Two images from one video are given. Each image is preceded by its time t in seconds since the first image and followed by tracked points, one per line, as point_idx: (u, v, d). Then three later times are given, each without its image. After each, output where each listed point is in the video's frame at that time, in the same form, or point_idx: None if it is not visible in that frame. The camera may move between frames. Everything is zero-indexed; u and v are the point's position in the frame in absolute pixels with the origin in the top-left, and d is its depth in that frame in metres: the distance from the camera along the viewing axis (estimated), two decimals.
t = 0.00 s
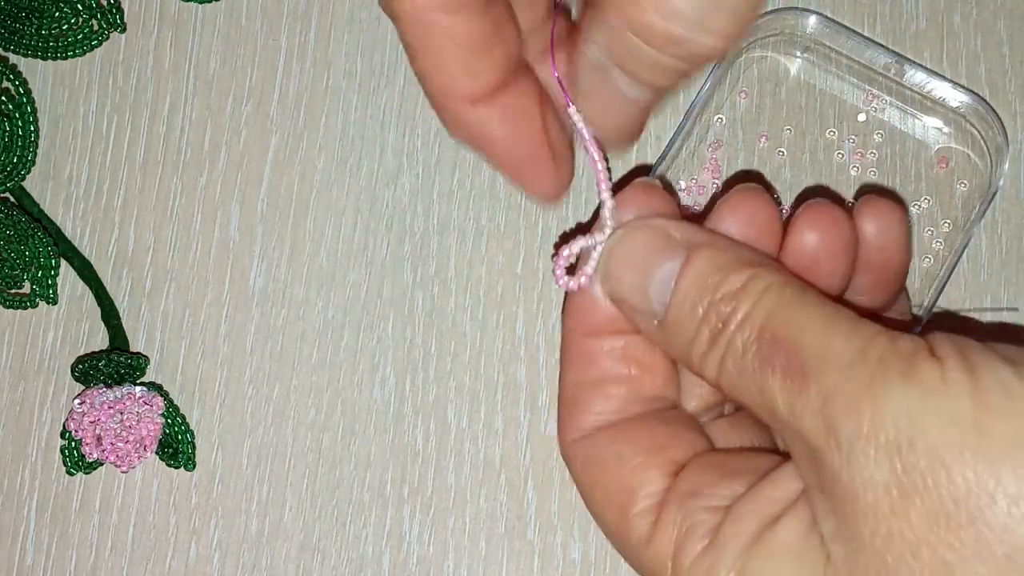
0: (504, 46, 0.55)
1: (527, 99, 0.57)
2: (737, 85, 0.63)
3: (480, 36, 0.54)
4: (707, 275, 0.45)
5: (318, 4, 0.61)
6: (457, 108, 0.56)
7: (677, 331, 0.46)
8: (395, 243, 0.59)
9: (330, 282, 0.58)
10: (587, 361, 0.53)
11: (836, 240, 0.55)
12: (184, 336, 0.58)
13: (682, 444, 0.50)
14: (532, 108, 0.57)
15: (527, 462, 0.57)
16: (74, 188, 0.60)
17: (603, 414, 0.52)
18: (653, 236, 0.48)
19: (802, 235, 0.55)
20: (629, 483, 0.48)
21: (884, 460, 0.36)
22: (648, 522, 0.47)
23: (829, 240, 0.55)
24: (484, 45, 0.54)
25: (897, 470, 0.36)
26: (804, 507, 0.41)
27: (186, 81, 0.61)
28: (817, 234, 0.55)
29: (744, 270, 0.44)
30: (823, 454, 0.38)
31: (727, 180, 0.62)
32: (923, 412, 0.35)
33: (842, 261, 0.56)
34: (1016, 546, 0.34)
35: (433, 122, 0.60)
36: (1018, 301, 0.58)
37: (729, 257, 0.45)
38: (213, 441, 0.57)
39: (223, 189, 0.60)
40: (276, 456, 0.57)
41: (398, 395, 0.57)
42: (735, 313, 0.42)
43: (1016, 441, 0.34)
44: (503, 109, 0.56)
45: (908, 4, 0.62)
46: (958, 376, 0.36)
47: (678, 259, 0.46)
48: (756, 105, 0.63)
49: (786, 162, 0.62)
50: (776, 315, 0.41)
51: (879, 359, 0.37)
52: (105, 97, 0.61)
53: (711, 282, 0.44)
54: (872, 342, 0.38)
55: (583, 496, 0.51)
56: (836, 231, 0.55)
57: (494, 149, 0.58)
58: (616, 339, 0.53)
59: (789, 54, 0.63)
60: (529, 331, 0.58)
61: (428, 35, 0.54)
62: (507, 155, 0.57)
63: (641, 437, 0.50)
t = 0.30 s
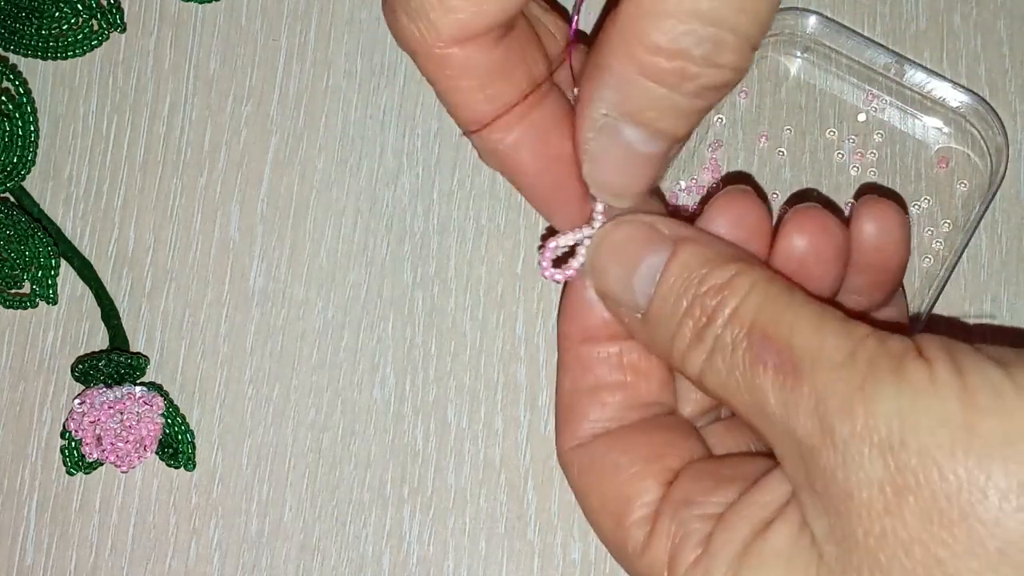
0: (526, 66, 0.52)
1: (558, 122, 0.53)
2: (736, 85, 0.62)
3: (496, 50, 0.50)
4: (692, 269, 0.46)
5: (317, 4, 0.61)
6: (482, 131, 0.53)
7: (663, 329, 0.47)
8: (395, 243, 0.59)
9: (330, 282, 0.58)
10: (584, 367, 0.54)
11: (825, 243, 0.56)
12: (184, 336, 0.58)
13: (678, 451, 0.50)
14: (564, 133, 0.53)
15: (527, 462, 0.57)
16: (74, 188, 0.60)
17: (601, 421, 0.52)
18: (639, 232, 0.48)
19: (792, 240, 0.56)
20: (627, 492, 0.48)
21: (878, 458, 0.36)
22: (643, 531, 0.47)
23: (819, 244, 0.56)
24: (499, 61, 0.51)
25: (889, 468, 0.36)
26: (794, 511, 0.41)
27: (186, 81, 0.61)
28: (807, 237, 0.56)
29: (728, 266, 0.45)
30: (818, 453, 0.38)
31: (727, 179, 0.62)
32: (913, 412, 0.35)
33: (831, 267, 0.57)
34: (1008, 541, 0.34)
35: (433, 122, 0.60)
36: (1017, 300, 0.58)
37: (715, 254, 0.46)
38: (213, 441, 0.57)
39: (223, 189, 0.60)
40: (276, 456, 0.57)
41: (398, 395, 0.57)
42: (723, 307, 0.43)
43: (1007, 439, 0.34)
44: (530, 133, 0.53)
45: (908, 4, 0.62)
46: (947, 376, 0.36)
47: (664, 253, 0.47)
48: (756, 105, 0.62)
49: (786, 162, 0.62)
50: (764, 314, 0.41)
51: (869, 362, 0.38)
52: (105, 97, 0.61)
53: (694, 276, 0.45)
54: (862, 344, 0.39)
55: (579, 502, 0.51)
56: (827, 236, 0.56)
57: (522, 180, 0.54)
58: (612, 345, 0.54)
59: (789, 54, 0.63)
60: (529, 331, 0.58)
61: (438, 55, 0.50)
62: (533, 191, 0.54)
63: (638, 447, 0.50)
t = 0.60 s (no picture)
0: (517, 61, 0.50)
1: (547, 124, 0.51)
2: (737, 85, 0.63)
3: (490, 37, 0.49)
4: (685, 277, 0.45)
5: (317, 4, 0.61)
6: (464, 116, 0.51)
7: (660, 340, 0.46)
8: (395, 243, 0.59)
9: (330, 282, 0.58)
10: (582, 380, 0.53)
11: (818, 245, 0.54)
12: (184, 336, 0.58)
13: (681, 456, 0.50)
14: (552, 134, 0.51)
15: (527, 462, 0.57)
16: (74, 188, 0.60)
17: (600, 433, 0.52)
18: (644, 245, 0.50)
19: (783, 249, 0.54)
20: (631, 500, 0.48)
21: (891, 473, 0.35)
22: (652, 537, 0.47)
23: (810, 249, 0.54)
24: (492, 47, 0.49)
25: (903, 482, 0.35)
26: (807, 519, 0.41)
27: (186, 81, 0.61)
28: (798, 244, 0.54)
29: (723, 271, 0.44)
30: (830, 468, 0.37)
31: (727, 179, 0.62)
32: (924, 424, 0.34)
33: (824, 272, 0.54)
34: None
35: (433, 122, 0.60)
36: (1017, 300, 0.59)
37: (710, 262, 0.46)
38: (213, 441, 0.57)
39: (223, 189, 0.60)
40: (276, 456, 0.57)
41: (398, 395, 0.57)
42: (715, 316, 0.42)
43: (1018, 448, 0.33)
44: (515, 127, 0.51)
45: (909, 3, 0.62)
46: (954, 384, 0.35)
47: (665, 261, 0.48)
48: (756, 105, 0.62)
49: (786, 161, 0.62)
50: (763, 323, 0.40)
51: (874, 369, 0.37)
52: (105, 97, 0.61)
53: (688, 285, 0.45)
54: (865, 351, 0.37)
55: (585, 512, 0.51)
56: (817, 244, 0.54)
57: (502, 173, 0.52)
58: (608, 356, 0.53)
59: (789, 55, 0.63)
60: (528, 331, 0.58)
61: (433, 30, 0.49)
62: (512, 185, 0.53)
63: (638, 453, 0.50)
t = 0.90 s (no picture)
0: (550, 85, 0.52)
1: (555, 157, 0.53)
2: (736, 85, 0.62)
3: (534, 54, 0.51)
4: (695, 285, 0.46)
5: (317, 4, 0.61)
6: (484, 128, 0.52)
7: (669, 348, 0.46)
8: (395, 243, 0.59)
9: (330, 282, 0.58)
10: (593, 385, 0.54)
11: (844, 269, 0.53)
12: (184, 336, 0.58)
13: (692, 464, 0.50)
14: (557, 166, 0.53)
15: (527, 462, 0.57)
16: (74, 188, 0.60)
17: (613, 440, 0.52)
18: (658, 254, 0.50)
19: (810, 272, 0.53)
20: (644, 507, 0.49)
21: (905, 480, 0.35)
22: (663, 545, 0.48)
23: (835, 273, 0.53)
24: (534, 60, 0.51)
25: (918, 489, 0.35)
26: (819, 530, 0.41)
27: (186, 81, 0.61)
28: (825, 267, 0.53)
29: (729, 279, 0.44)
30: (843, 476, 0.38)
31: (727, 180, 0.61)
32: (937, 432, 0.35)
33: (849, 297, 0.54)
34: None
35: (433, 122, 0.60)
36: (1017, 300, 0.59)
37: (715, 270, 0.46)
38: (213, 441, 0.57)
39: (223, 189, 0.60)
40: (276, 456, 0.57)
41: (398, 395, 0.57)
42: (723, 325, 0.43)
43: None
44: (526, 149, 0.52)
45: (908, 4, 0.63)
46: (967, 390, 0.35)
47: (674, 271, 0.48)
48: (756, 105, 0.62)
49: (786, 161, 0.61)
50: (771, 333, 0.41)
51: (886, 377, 0.37)
52: (105, 97, 0.61)
53: (693, 293, 0.45)
54: (876, 359, 0.38)
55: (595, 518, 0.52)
56: (844, 269, 0.53)
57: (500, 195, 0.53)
58: (622, 364, 0.53)
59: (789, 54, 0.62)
60: (529, 331, 0.58)
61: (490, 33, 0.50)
62: (507, 207, 0.53)
63: (650, 461, 0.50)
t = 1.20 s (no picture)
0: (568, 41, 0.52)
1: (580, 112, 0.53)
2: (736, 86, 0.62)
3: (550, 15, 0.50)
4: (728, 270, 0.45)
5: (318, 4, 0.61)
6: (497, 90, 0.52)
7: (697, 334, 0.46)
8: (395, 243, 0.59)
9: (330, 282, 0.58)
10: (604, 376, 0.52)
11: (858, 264, 0.53)
12: (184, 336, 0.58)
13: (708, 456, 0.48)
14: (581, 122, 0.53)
15: (527, 462, 0.57)
16: (74, 188, 0.60)
17: (624, 433, 0.50)
18: (670, 237, 0.48)
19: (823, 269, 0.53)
20: (661, 500, 0.47)
21: (933, 460, 0.35)
22: (682, 538, 0.46)
23: (848, 271, 0.53)
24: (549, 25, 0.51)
25: (946, 469, 0.35)
26: (844, 516, 0.40)
27: (186, 81, 0.61)
28: (839, 262, 0.53)
29: (762, 266, 0.44)
30: (870, 456, 0.37)
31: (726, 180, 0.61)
32: (967, 412, 0.35)
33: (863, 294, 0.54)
34: None
35: (433, 122, 0.60)
36: (1017, 300, 0.59)
37: (745, 255, 0.45)
38: (213, 441, 0.57)
39: (223, 189, 0.60)
40: (276, 456, 0.57)
41: (398, 395, 0.57)
42: (759, 312, 0.42)
43: None
44: (544, 109, 0.52)
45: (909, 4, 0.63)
46: (997, 372, 0.35)
47: (694, 258, 0.46)
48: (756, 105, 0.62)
49: (786, 161, 0.61)
50: (803, 318, 0.40)
51: (916, 361, 0.37)
52: (105, 97, 0.61)
53: (725, 281, 0.44)
54: (903, 344, 0.38)
55: (607, 514, 0.50)
56: (856, 267, 0.53)
57: (519, 151, 0.53)
58: (632, 354, 0.52)
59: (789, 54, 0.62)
60: (529, 331, 0.58)
61: None
62: (526, 162, 0.54)
63: (666, 453, 0.48)
